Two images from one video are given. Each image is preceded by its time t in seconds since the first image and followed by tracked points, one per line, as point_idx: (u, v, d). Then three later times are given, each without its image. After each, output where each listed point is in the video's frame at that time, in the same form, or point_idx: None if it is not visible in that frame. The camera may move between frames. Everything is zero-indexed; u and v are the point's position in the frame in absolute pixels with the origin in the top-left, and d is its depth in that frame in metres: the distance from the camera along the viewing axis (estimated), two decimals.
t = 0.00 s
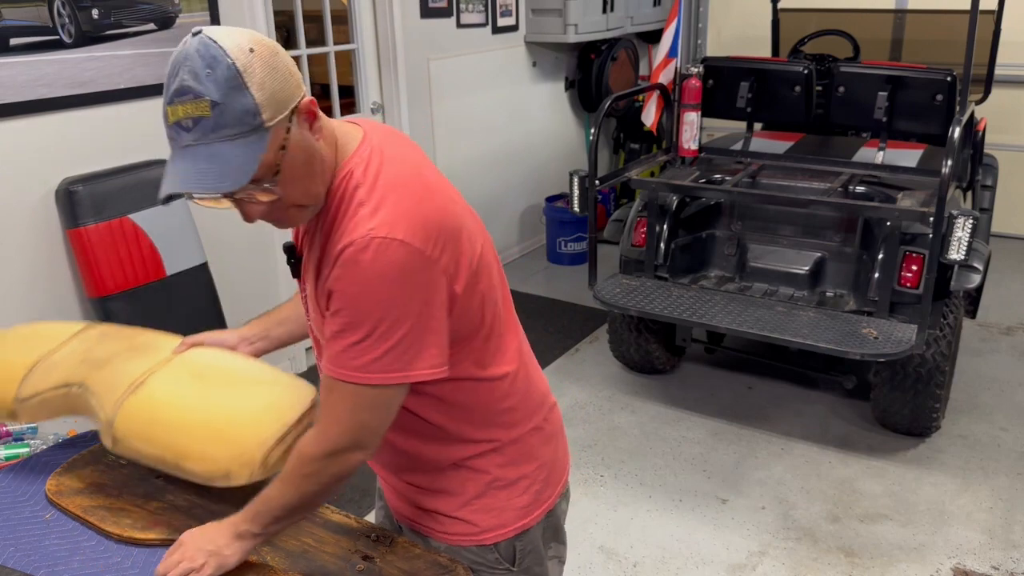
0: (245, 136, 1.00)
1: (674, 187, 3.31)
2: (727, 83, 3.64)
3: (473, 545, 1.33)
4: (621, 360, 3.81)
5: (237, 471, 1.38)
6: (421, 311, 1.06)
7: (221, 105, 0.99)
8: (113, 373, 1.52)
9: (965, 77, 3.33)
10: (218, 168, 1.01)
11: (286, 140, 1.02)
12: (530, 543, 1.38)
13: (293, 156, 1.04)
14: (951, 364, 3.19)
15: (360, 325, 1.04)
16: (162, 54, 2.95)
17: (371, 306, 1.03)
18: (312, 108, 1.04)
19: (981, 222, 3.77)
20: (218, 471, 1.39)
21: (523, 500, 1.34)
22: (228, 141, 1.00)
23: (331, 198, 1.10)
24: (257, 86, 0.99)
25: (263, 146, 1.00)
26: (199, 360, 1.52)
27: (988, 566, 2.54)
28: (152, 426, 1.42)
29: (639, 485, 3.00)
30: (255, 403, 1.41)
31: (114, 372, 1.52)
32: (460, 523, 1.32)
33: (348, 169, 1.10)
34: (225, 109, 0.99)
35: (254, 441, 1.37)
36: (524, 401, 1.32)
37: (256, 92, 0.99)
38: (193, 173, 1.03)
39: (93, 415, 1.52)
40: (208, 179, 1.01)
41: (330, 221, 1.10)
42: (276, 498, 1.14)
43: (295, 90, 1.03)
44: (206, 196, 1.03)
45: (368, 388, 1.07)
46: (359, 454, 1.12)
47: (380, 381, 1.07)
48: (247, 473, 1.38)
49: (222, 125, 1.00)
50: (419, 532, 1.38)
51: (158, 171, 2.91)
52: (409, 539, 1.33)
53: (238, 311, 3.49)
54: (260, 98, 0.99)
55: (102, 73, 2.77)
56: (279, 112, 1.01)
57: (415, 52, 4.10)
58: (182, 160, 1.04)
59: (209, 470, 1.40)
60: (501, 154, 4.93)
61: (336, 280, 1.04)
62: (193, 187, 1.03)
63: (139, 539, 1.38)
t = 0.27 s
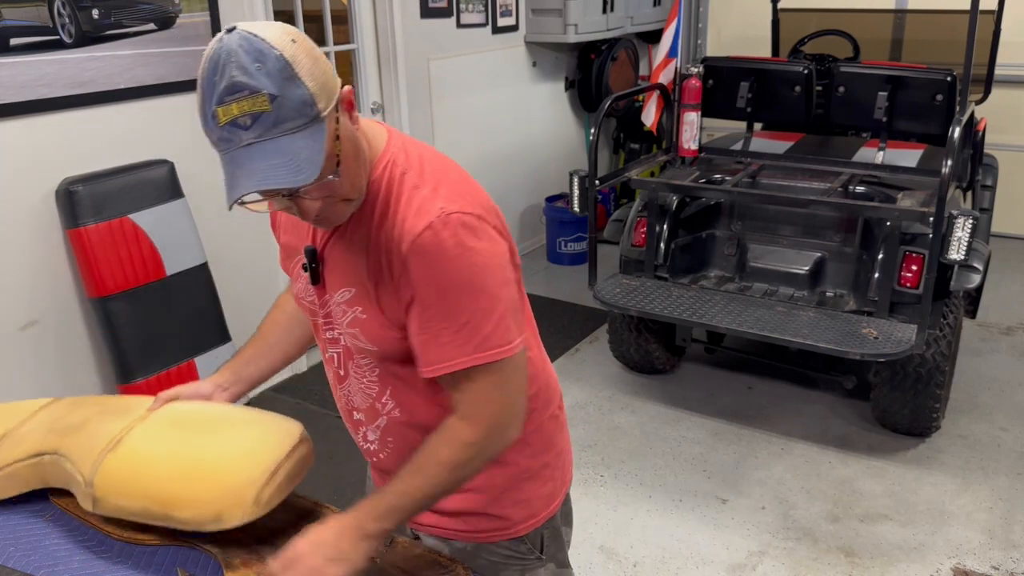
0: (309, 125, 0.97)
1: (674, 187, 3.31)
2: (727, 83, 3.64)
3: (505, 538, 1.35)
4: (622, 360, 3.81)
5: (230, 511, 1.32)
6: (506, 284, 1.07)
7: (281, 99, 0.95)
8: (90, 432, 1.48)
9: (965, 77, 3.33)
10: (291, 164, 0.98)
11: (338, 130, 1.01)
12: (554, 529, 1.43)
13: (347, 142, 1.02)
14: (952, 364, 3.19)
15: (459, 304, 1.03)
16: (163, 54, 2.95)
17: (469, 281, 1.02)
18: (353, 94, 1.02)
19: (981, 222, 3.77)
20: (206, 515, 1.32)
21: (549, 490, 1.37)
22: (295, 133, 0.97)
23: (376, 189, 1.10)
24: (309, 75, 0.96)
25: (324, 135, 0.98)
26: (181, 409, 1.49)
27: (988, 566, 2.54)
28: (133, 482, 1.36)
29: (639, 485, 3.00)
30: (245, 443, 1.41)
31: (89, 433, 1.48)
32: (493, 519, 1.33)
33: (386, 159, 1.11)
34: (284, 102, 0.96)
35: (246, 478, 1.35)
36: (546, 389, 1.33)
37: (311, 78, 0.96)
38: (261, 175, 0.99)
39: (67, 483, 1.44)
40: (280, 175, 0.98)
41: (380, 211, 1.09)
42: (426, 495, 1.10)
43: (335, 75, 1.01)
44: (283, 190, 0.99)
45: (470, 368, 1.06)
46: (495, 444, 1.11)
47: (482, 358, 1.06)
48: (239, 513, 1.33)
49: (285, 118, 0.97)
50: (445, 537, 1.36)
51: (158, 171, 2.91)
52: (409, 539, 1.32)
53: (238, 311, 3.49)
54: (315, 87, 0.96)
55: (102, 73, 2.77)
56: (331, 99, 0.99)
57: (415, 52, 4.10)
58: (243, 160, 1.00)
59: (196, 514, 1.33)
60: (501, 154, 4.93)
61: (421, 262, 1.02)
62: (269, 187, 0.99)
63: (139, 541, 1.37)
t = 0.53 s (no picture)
0: (364, 122, 0.99)
1: (674, 187, 3.31)
2: (727, 83, 3.64)
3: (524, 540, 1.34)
4: (622, 360, 3.81)
5: (222, 562, 1.30)
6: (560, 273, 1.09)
7: (338, 92, 0.97)
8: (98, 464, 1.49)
9: (965, 77, 3.33)
10: (344, 159, 0.99)
11: (389, 128, 1.02)
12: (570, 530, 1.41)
13: (396, 140, 1.04)
14: (952, 364, 3.19)
15: (523, 294, 1.04)
16: (163, 54, 2.95)
17: (532, 269, 1.04)
18: (402, 91, 1.04)
19: (981, 222, 3.77)
20: (199, 564, 1.31)
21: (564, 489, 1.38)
22: (350, 129, 0.99)
23: (422, 183, 1.10)
24: (366, 70, 0.98)
25: (377, 132, 1.00)
26: (189, 452, 1.50)
27: (988, 566, 2.54)
28: (132, 522, 1.35)
29: (639, 485, 3.00)
30: (245, 495, 1.39)
31: (99, 463, 1.49)
32: (513, 520, 1.33)
33: (428, 155, 1.12)
34: (341, 96, 0.97)
35: (242, 530, 1.32)
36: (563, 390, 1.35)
37: (368, 74, 0.98)
38: (312, 168, 1.00)
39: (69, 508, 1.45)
40: (333, 168, 0.99)
41: (428, 206, 1.09)
42: (564, 494, 1.11)
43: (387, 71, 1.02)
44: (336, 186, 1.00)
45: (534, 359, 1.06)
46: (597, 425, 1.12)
47: (542, 349, 1.06)
48: (232, 564, 1.30)
49: (340, 113, 0.98)
50: (463, 541, 1.35)
51: (158, 171, 2.91)
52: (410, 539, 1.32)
53: (238, 312, 3.49)
54: (371, 83, 0.98)
55: (102, 73, 2.76)
56: (384, 97, 1.00)
57: (415, 52, 4.10)
58: (296, 151, 1.00)
59: (188, 563, 1.31)
60: (501, 154, 4.93)
61: (484, 253, 1.03)
62: (321, 182, 0.99)
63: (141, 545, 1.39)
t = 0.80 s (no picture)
0: (407, 128, 0.98)
1: (674, 187, 3.31)
2: (727, 83, 3.65)
3: (538, 548, 1.34)
4: (622, 361, 3.81)
5: (222, 563, 1.30)
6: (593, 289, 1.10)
7: (385, 98, 0.95)
8: (98, 463, 1.49)
9: (965, 77, 3.33)
10: (386, 165, 0.99)
11: (429, 135, 1.02)
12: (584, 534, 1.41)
13: (435, 146, 1.04)
14: (952, 364, 3.19)
15: (556, 308, 1.04)
16: (163, 54, 2.95)
17: (570, 283, 1.05)
18: (446, 97, 1.03)
19: (981, 222, 3.77)
20: (199, 565, 1.31)
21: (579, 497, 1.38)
22: (392, 135, 0.98)
23: (462, 188, 1.11)
24: (415, 76, 0.96)
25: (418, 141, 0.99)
26: (189, 453, 1.50)
27: (988, 565, 2.54)
28: (131, 523, 1.35)
29: (639, 485, 3.00)
30: (246, 497, 1.39)
31: (97, 463, 1.49)
32: (525, 527, 1.32)
33: (469, 159, 1.13)
34: (388, 102, 0.96)
35: (242, 531, 1.32)
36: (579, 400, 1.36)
37: (416, 80, 0.96)
38: (351, 171, 0.99)
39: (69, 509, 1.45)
40: (373, 176, 0.99)
41: (467, 212, 1.10)
42: (586, 520, 1.11)
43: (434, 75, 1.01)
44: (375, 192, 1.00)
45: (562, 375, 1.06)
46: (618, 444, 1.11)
47: (570, 366, 1.05)
48: (231, 565, 1.30)
49: (385, 117, 0.97)
50: (474, 547, 1.34)
51: (158, 171, 2.91)
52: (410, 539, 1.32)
53: (238, 311, 3.49)
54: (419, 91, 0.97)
55: (102, 73, 2.76)
56: (428, 105, 0.99)
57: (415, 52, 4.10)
58: (336, 152, 1.00)
59: (188, 564, 1.31)
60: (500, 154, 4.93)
61: (521, 263, 1.04)
62: (360, 187, 0.99)
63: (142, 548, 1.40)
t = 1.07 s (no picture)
0: (414, 138, 0.99)
1: (674, 187, 3.31)
2: (727, 83, 3.65)
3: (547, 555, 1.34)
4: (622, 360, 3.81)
5: (222, 563, 1.30)
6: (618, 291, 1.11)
7: (396, 105, 0.97)
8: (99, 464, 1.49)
9: (965, 77, 3.32)
10: (383, 173, 1.00)
11: (443, 143, 1.03)
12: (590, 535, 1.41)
13: (449, 158, 1.04)
14: (952, 365, 3.19)
15: (584, 309, 1.05)
16: (163, 54, 2.95)
17: (598, 283, 1.06)
18: (470, 106, 1.04)
19: (981, 222, 3.77)
20: (200, 565, 1.31)
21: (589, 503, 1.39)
22: (396, 142, 0.99)
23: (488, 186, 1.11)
24: (433, 85, 0.98)
25: (427, 150, 1.00)
26: (190, 455, 1.51)
27: (988, 565, 2.54)
28: (131, 522, 1.36)
29: (639, 485, 3.00)
30: (246, 496, 1.40)
31: (98, 465, 1.49)
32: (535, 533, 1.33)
33: (495, 159, 1.13)
34: (400, 108, 0.98)
35: (242, 531, 1.33)
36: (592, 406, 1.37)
37: (433, 91, 0.98)
38: (351, 173, 1.02)
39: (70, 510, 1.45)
40: (371, 180, 1.01)
41: (493, 211, 1.10)
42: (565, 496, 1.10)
43: (460, 87, 1.02)
44: (366, 199, 1.01)
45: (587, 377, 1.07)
46: (633, 438, 1.12)
47: (594, 368, 1.06)
48: (232, 565, 1.30)
49: (393, 124, 0.99)
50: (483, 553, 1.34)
51: (158, 171, 2.91)
52: (410, 539, 1.31)
53: (238, 311, 3.49)
54: (434, 101, 0.98)
55: (102, 73, 2.77)
56: (446, 114, 1.00)
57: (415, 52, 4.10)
58: (342, 151, 1.03)
59: (188, 564, 1.31)
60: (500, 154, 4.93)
61: (550, 262, 1.04)
62: (352, 191, 1.01)
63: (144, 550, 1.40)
